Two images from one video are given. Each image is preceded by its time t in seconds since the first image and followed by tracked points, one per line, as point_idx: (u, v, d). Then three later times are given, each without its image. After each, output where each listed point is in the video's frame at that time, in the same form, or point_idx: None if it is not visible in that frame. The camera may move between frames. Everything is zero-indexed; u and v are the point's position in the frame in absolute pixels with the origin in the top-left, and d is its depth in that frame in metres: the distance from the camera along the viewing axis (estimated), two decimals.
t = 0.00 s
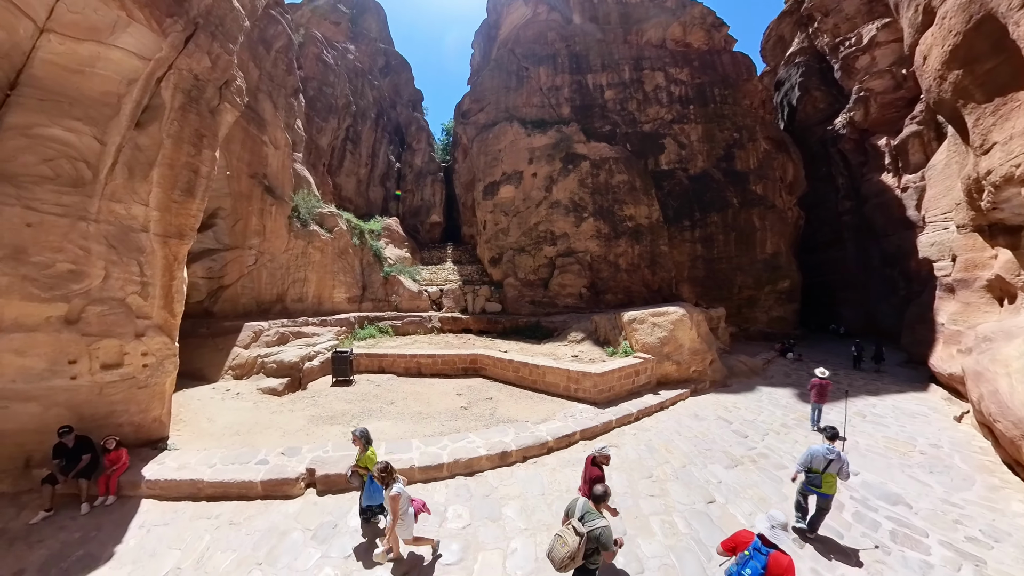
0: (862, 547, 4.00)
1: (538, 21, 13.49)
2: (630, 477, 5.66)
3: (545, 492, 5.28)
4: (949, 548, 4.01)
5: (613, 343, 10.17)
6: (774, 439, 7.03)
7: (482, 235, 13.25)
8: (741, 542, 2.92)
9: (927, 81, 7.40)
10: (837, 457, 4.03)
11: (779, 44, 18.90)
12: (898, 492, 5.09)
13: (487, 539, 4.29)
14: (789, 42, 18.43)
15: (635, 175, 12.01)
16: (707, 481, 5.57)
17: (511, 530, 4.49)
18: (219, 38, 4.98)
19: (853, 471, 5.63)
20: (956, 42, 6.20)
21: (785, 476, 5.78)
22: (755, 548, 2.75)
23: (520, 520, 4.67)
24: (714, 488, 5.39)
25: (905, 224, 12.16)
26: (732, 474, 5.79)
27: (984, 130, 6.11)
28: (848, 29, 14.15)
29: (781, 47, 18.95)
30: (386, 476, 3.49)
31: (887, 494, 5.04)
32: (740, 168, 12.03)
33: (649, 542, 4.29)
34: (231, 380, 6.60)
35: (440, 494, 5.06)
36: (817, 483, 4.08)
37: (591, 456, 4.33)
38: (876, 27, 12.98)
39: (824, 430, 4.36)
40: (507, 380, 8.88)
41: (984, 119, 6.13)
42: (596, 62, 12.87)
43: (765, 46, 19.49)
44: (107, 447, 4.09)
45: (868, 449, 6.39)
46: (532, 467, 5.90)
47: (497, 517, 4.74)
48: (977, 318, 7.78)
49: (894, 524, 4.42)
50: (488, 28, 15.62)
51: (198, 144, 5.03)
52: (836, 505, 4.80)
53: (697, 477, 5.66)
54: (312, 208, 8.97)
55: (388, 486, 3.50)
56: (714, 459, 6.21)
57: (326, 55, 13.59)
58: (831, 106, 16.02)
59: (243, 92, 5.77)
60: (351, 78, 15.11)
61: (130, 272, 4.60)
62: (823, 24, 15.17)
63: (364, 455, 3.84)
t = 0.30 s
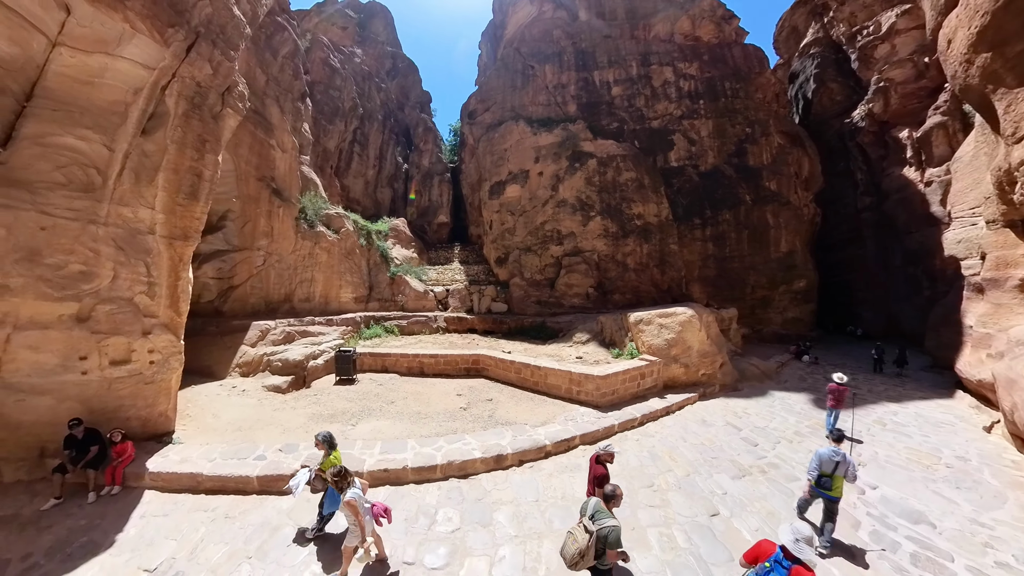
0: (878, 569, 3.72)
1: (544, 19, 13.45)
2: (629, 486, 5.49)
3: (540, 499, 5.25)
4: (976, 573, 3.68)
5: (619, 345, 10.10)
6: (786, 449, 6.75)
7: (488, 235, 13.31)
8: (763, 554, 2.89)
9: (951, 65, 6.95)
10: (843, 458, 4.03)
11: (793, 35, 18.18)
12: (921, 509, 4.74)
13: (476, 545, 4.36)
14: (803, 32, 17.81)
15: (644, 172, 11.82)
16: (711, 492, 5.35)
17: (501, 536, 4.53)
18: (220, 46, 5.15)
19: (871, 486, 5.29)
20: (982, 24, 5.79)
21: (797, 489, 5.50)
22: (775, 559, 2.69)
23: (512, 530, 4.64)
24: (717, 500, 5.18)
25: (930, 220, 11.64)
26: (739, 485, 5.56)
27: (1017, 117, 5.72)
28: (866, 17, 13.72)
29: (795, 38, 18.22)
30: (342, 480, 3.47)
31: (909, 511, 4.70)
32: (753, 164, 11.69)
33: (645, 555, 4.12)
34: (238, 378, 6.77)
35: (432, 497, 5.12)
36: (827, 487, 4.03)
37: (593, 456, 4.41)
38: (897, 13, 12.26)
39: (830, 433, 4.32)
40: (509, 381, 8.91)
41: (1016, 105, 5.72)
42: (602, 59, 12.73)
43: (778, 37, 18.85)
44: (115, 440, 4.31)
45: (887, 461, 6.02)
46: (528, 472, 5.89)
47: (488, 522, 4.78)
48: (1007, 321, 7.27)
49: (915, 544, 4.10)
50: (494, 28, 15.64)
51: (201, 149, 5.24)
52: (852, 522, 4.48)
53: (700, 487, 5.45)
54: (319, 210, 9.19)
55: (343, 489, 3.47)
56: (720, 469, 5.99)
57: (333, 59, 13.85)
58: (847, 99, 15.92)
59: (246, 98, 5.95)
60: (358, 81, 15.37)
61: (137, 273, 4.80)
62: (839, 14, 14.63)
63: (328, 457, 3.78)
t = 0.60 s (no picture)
0: None
1: (552, 16, 13.44)
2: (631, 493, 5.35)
3: (536, 503, 5.24)
4: None
5: (627, 346, 9.97)
6: (802, 459, 6.46)
7: (497, 234, 13.37)
8: (786, 558, 2.85)
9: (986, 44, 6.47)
10: (853, 455, 4.21)
11: (812, 24, 18.26)
12: (952, 531, 4.36)
13: (466, 547, 4.39)
14: (821, 21, 17.92)
15: (655, 169, 11.62)
16: (717, 503, 5.16)
17: (492, 539, 4.55)
18: (227, 54, 5.37)
19: (896, 502, 4.93)
20: None
21: (811, 503, 5.23)
22: (799, 561, 2.73)
23: (505, 534, 4.64)
24: (723, 512, 4.98)
25: (962, 216, 10.92)
26: (749, 497, 5.33)
27: None
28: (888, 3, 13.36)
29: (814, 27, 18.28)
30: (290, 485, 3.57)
31: (937, 531, 4.35)
32: (770, 158, 11.26)
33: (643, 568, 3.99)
34: (249, 373, 7.04)
35: (426, 495, 5.20)
36: (829, 479, 4.24)
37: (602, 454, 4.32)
38: None
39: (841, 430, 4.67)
40: (514, 381, 8.93)
41: None
42: (611, 54, 12.60)
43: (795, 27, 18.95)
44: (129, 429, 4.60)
45: (914, 475, 5.61)
46: (526, 475, 5.88)
47: (481, 524, 4.81)
48: None
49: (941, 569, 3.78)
50: (502, 28, 15.68)
51: (211, 154, 5.50)
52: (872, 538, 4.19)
53: (707, 498, 5.27)
54: (330, 211, 9.46)
55: (290, 496, 3.53)
56: (730, 479, 5.77)
57: (342, 64, 14.18)
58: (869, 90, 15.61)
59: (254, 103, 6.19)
60: (369, 85, 15.70)
61: (152, 273, 5.07)
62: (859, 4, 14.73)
63: (291, 458, 3.78)
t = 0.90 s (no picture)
0: None
1: (562, 13, 13.42)
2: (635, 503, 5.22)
3: (531, 508, 5.24)
4: None
5: (638, 348, 9.78)
6: (822, 473, 6.12)
7: (509, 234, 13.44)
8: (800, 567, 2.94)
9: None
10: (878, 466, 4.12)
11: (835, 10, 17.84)
12: (991, 560, 3.98)
13: (455, 548, 4.47)
14: (844, 6, 17.45)
15: (669, 165, 11.39)
16: (725, 517, 4.96)
17: (483, 543, 4.59)
18: (237, 65, 5.68)
19: (927, 524, 4.55)
20: None
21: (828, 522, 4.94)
22: (815, 572, 2.75)
23: (496, 538, 4.67)
24: (730, 527, 4.78)
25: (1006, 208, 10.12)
26: (760, 512, 5.09)
27: None
28: None
29: (837, 12, 17.82)
30: (258, 472, 3.44)
31: (972, 560, 3.98)
32: (792, 151, 10.75)
33: None
34: (264, 369, 7.40)
35: (422, 493, 5.33)
36: (853, 489, 4.16)
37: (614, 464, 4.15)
38: None
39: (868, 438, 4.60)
40: (519, 382, 8.97)
41: None
42: (623, 49, 12.46)
43: (817, 13, 18.49)
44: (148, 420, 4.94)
45: (948, 494, 5.17)
46: (524, 478, 5.89)
47: (473, 525, 4.87)
48: None
49: None
50: (513, 28, 15.74)
51: (224, 162, 5.89)
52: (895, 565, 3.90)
53: (713, 512, 5.07)
54: (343, 214, 9.79)
55: (253, 485, 3.36)
56: (740, 492, 5.54)
57: (354, 70, 14.58)
58: (897, 78, 15.13)
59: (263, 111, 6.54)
60: (381, 89, 16.11)
61: (170, 274, 5.43)
62: None
63: (262, 453, 3.98)
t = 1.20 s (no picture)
0: None
1: (571, 9, 13.38)
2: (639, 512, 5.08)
3: (526, 511, 5.26)
4: None
5: (649, 349, 9.57)
6: (842, 488, 5.79)
7: (519, 234, 13.51)
8: (827, 565, 3.03)
9: None
10: (908, 471, 4.12)
11: None
12: None
13: (446, 547, 4.55)
14: None
15: (683, 161, 11.16)
16: (731, 532, 4.76)
17: (474, 544, 4.65)
18: (247, 76, 6.01)
19: (962, 550, 4.19)
20: None
21: (846, 541, 4.64)
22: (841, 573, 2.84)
23: (487, 539, 4.74)
24: (736, 543, 4.58)
25: None
26: (771, 529, 4.85)
27: None
28: None
29: None
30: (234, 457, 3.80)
31: None
32: (813, 143, 10.53)
33: None
34: (278, 365, 7.76)
35: (418, 490, 5.45)
36: (883, 497, 4.17)
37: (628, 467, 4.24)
38: None
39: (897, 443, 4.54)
40: (525, 382, 8.98)
41: None
42: (634, 43, 12.30)
43: None
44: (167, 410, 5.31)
45: (986, 517, 4.75)
46: (522, 480, 5.90)
47: (466, 525, 4.94)
48: None
49: None
50: (523, 27, 15.78)
51: (236, 168, 6.18)
52: None
53: (719, 524, 4.87)
54: (355, 215, 10.14)
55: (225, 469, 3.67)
56: (751, 505, 5.30)
57: (364, 75, 14.95)
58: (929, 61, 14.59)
59: (273, 118, 6.88)
60: (393, 93, 16.50)
61: (189, 275, 5.79)
62: None
63: (240, 442, 4.23)
